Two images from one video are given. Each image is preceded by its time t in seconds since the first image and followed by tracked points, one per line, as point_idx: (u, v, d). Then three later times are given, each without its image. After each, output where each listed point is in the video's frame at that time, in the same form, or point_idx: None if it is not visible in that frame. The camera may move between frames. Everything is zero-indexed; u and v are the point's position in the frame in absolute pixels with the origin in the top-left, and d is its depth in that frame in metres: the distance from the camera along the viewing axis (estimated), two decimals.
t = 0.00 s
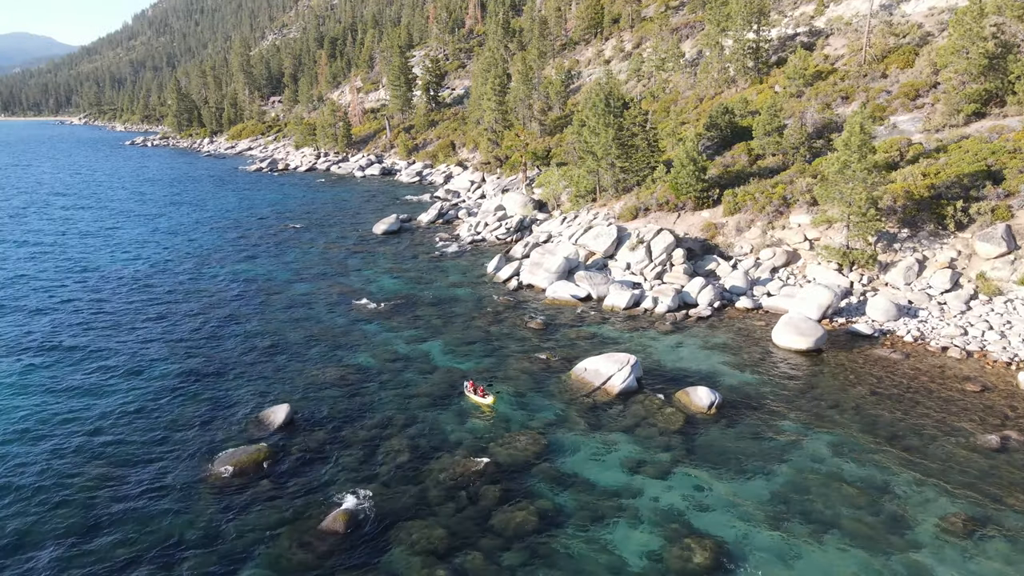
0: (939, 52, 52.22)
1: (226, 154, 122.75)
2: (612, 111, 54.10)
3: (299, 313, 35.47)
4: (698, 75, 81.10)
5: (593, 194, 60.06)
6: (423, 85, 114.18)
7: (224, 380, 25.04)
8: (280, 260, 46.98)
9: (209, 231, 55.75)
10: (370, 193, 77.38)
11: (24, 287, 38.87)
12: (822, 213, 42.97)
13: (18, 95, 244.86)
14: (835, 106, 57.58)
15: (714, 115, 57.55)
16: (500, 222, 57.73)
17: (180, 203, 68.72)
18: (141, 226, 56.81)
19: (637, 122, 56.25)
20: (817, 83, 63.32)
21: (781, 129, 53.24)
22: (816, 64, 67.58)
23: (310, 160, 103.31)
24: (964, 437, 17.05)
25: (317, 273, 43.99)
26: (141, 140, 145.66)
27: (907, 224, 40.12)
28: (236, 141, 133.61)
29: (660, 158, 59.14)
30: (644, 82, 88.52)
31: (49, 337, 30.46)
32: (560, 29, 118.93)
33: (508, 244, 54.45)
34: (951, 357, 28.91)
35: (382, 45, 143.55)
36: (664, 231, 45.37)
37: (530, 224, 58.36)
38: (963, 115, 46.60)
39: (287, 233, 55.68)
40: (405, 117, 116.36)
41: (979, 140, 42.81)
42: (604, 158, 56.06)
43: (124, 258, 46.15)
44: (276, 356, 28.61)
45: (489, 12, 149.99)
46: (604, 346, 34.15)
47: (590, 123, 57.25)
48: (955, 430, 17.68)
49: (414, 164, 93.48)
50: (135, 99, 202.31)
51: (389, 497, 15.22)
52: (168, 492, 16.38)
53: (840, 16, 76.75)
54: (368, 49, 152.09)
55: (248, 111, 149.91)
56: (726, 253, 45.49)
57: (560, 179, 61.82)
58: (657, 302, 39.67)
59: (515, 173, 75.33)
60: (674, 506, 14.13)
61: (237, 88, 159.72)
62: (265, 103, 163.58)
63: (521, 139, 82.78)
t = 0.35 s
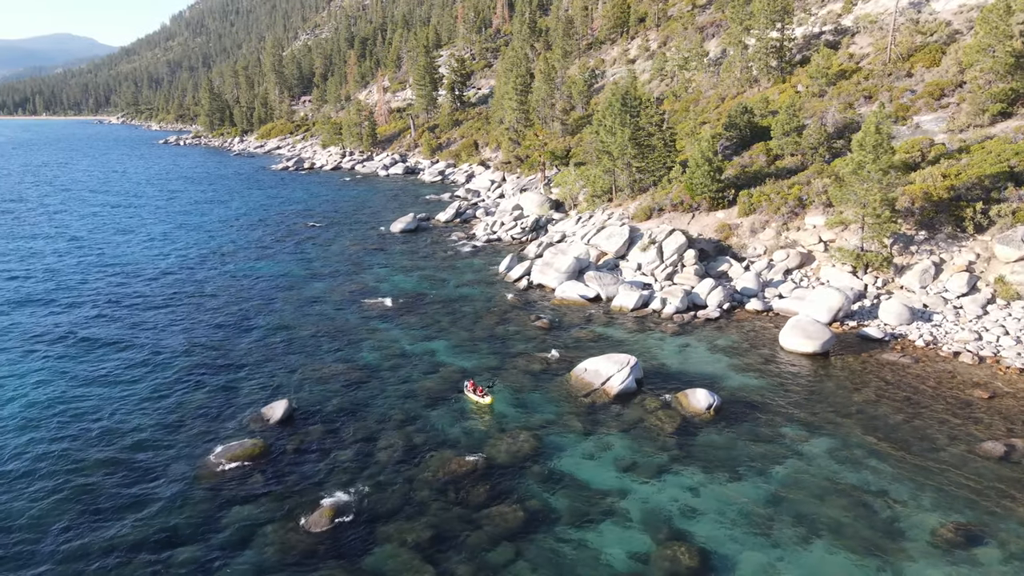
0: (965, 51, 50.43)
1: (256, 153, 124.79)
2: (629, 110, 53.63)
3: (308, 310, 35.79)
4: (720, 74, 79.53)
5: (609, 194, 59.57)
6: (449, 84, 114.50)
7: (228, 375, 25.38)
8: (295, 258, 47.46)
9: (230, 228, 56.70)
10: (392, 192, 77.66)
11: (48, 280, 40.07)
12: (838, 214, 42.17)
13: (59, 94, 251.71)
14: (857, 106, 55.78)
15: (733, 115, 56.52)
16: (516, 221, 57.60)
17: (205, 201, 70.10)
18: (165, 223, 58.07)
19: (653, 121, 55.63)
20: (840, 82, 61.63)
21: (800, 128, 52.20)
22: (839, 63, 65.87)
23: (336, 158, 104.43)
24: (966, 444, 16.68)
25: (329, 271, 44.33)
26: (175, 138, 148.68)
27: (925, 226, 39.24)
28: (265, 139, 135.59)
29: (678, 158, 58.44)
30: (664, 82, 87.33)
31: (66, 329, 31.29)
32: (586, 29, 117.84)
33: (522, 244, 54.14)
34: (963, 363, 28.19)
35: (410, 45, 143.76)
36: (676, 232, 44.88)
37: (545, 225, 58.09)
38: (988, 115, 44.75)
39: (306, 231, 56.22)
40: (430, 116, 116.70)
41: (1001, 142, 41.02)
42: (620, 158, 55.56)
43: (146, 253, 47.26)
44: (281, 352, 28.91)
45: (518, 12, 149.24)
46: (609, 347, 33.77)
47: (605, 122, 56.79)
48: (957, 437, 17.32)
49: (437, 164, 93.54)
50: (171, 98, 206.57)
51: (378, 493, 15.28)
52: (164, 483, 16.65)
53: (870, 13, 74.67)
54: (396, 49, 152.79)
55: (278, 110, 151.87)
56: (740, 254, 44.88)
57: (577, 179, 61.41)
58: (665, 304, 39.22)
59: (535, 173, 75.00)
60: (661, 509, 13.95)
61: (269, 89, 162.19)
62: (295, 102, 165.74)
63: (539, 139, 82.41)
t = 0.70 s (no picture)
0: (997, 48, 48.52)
1: (288, 151, 126.77)
2: (648, 110, 53.13)
3: (318, 307, 36.10)
4: (746, 73, 77.94)
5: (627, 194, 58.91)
6: (477, 83, 114.68)
7: (234, 370, 25.81)
8: (311, 255, 47.98)
9: (251, 225, 57.70)
10: (417, 191, 77.97)
11: (73, 272, 41.43)
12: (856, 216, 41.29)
13: (103, 92, 259.07)
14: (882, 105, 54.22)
15: (754, 115, 55.53)
16: (534, 221, 57.38)
17: (233, 198, 71.53)
18: (190, 219, 59.41)
19: (672, 121, 54.98)
20: (867, 81, 59.81)
21: (823, 128, 51.07)
22: (867, 62, 64.04)
23: (363, 157, 105.34)
24: (968, 452, 16.26)
25: (344, 269, 44.74)
26: (212, 137, 152.00)
27: (945, 229, 38.25)
28: (296, 138, 137.54)
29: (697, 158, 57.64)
30: (688, 81, 86.04)
31: (87, 320, 32.31)
32: (615, 27, 116.43)
33: (538, 243, 53.84)
34: (977, 370, 27.39)
35: (441, 44, 143.79)
36: (690, 233, 44.36)
37: (563, 225, 57.76)
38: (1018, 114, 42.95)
39: (325, 229, 56.82)
40: (458, 115, 116.82)
41: None
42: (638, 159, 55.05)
43: (170, 248, 48.49)
44: (288, 348, 29.26)
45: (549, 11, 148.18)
46: (616, 348, 33.44)
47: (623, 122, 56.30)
48: (960, 445, 16.90)
49: (463, 163, 93.58)
50: (209, 97, 210.85)
51: (364, 490, 15.38)
52: (160, 474, 17.04)
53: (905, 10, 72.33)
54: (427, 48, 153.26)
55: (311, 110, 153.82)
56: (755, 256, 44.25)
57: (596, 179, 60.85)
58: (675, 305, 38.74)
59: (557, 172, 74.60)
60: (644, 513, 13.77)
61: (303, 89, 164.52)
62: (328, 101, 167.61)
63: (559, 139, 81.94)
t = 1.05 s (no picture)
0: None
1: (317, 150, 128.04)
2: (665, 110, 52.67)
3: (327, 304, 36.44)
4: (770, 72, 76.45)
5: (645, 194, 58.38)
6: (503, 83, 114.46)
7: (240, 365, 26.23)
8: (326, 253, 48.44)
9: (270, 222, 58.53)
10: (439, 190, 78.09)
11: (96, 266, 42.56)
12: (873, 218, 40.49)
13: (141, 92, 265.37)
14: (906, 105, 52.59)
15: (775, 114, 54.59)
16: (550, 220, 57.19)
17: (256, 196, 72.66)
18: (212, 216, 60.49)
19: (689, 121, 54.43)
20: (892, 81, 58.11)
21: (845, 128, 50.07)
22: (894, 60, 62.42)
23: (388, 156, 105.85)
24: (970, 459, 15.92)
25: (357, 267, 45.08)
26: (244, 136, 154.65)
27: (964, 232, 37.36)
28: (325, 137, 138.95)
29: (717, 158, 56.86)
30: (711, 81, 84.85)
31: (104, 313, 33.16)
32: (643, 26, 114.91)
33: (554, 243, 53.51)
34: (991, 376, 26.68)
35: (468, 42, 143.52)
36: (703, 234, 43.88)
37: (580, 224, 57.37)
38: None
39: (342, 227, 57.34)
40: (483, 115, 116.69)
41: None
42: (655, 159, 54.61)
43: (190, 244, 49.49)
44: (294, 344, 29.63)
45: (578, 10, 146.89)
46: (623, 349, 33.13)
47: (640, 121, 55.88)
48: (963, 452, 16.54)
49: (486, 162, 93.35)
50: (242, 96, 214.21)
51: (354, 486, 15.52)
52: (158, 466, 17.42)
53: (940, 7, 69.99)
54: (455, 48, 153.45)
55: (341, 109, 155.16)
56: (769, 257, 43.65)
57: (613, 179, 60.31)
58: (684, 306, 38.35)
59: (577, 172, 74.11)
60: (630, 515, 13.68)
61: (333, 89, 166.15)
62: (356, 101, 168.86)
63: (580, 138, 81.43)
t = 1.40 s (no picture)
0: None
1: (350, 148, 128.96)
2: (685, 110, 52.02)
3: (338, 301, 36.81)
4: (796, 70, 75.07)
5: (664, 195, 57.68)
6: (532, 83, 113.75)
7: (246, 360, 26.70)
8: (342, 251, 48.88)
9: (290, 219, 59.18)
10: (461, 189, 77.98)
11: (119, 260, 43.63)
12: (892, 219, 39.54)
13: (182, 92, 271.34)
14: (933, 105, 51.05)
15: (798, 114, 53.51)
16: (569, 220, 56.84)
17: (282, 194, 73.57)
18: (236, 213, 61.59)
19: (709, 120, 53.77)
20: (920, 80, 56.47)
21: (870, 127, 48.85)
22: (923, 58, 60.63)
23: (416, 155, 106.04)
24: (971, 468, 15.55)
25: (372, 265, 45.33)
26: (278, 135, 156.95)
27: (986, 235, 36.36)
28: (356, 135, 140.07)
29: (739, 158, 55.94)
30: (738, 80, 83.07)
31: (124, 306, 34.02)
32: (674, 25, 112.86)
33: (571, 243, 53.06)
34: (1006, 383, 25.90)
35: (499, 41, 142.71)
36: (718, 235, 43.29)
37: (598, 224, 56.84)
38: None
39: (361, 226, 57.76)
40: (511, 114, 116.19)
41: None
42: (674, 159, 54.03)
43: (211, 240, 50.48)
44: (301, 340, 30.03)
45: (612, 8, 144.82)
46: (632, 351, 32.74)
47: (660, 121, 55.30)
48: (964, 459, 16.21)
49: (513, 161, 92.92)
50: (277, 95, 216.82)
51: (344, 482, 15.67)
52: (157, 457, 17.80)
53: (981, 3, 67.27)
54: (485, 48, 153.06)
55: (372, 108, 155.95)
56: (786, 259, 42.97)
57: (633, 179, 59.52)
58: (694, 308, 37.89)
59: (599, 171, 73.20)
60: (614, 518, 13.63)
61: (367, 89, 167.50)
62: (387, 100, 169.77)
63: (602, 138, 80.78)
